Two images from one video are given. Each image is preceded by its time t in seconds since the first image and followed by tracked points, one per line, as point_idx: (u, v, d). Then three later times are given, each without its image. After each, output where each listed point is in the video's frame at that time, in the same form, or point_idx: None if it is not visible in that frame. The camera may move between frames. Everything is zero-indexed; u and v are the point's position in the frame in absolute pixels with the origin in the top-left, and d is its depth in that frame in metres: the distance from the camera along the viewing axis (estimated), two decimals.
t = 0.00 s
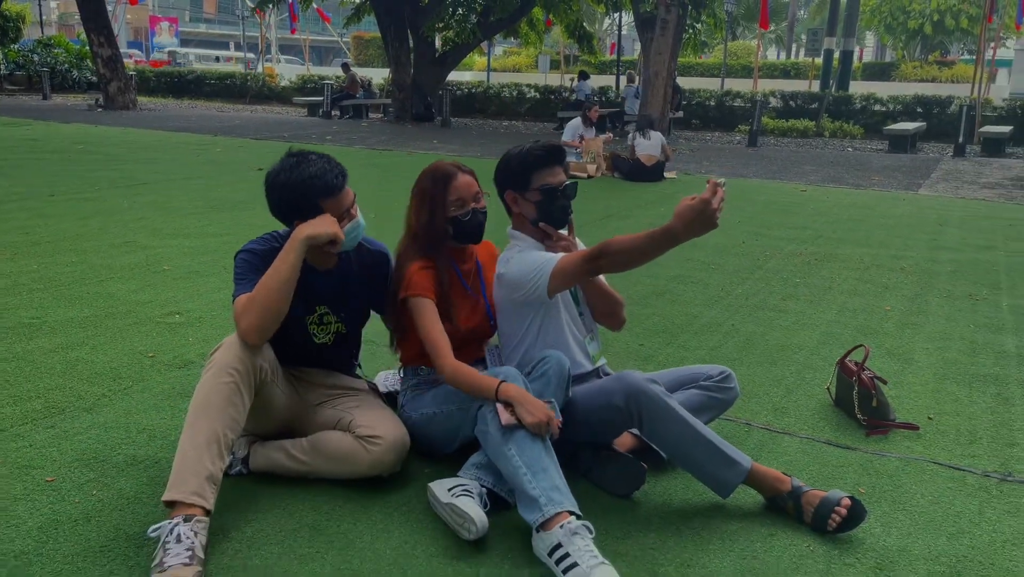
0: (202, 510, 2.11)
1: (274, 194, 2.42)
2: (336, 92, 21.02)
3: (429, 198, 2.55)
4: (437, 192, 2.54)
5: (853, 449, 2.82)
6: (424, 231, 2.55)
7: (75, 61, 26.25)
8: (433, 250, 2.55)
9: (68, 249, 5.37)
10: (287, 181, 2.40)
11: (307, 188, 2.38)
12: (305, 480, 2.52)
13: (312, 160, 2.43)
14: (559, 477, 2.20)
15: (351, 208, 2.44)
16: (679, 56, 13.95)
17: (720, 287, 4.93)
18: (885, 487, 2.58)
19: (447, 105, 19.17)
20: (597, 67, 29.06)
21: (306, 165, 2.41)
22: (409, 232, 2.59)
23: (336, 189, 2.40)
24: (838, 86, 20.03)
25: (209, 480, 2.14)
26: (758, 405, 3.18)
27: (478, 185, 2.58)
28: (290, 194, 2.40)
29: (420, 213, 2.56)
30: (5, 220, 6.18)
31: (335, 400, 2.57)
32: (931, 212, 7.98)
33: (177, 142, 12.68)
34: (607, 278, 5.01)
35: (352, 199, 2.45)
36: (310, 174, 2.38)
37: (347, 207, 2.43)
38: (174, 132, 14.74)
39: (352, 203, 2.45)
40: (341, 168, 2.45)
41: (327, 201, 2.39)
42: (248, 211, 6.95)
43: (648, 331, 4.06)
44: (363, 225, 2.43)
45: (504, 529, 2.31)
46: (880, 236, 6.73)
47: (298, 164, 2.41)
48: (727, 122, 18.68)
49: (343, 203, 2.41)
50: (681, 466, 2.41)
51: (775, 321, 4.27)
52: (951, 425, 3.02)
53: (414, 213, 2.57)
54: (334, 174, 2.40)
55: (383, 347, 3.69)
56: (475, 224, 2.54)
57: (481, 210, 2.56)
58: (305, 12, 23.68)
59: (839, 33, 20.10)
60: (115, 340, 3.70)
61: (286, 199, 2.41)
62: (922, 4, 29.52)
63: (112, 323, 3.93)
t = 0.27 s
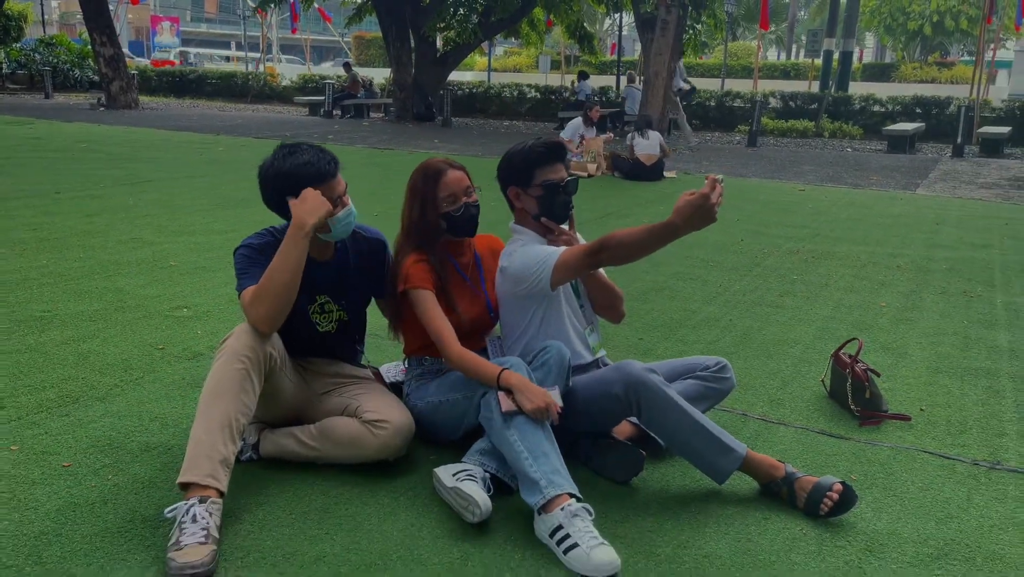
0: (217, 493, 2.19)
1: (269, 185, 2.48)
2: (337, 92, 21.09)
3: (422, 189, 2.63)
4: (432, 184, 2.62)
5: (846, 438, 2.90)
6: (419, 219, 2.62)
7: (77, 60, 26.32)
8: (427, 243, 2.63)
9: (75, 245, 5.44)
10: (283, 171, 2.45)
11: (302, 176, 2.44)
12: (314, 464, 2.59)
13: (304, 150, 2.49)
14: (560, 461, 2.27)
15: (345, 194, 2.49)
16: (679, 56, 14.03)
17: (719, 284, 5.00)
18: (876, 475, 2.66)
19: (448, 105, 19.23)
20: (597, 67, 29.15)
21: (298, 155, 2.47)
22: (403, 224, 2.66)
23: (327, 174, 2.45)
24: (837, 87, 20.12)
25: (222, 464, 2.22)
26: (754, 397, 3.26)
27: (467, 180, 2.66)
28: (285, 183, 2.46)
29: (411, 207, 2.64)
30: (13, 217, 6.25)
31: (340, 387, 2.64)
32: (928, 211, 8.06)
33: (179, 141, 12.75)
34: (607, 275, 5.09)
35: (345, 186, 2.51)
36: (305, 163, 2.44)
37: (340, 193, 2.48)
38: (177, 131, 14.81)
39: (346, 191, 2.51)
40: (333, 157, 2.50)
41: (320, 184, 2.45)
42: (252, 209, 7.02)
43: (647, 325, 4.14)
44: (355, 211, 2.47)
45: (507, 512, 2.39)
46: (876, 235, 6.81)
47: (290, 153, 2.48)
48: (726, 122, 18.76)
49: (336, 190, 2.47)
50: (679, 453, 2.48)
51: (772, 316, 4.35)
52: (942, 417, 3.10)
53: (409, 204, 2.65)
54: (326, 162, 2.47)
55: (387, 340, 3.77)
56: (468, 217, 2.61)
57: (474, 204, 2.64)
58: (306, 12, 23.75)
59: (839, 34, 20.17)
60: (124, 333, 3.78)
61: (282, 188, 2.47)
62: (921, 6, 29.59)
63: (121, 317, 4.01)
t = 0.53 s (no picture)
0: (305, 442, 2.58)
1: (353, 179, 2.85)
2: (365, 94, 21.58)
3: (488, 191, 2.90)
4: (495, 189, 2.89)
5: (848, 412, 3.25)
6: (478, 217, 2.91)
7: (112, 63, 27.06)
8: (478, 241, 2.93)
9: (140, 239, 5.90)
10: (369, 170, 2.82)
11: (384, 175, 2.81)
12: (379, 422, 2.99)
13: (388, 153, 2.86)
14: (585, 420, 2.63)
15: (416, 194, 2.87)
16: (701, 60, 14.35)
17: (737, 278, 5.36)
18: (873, 441, 3.01)
19: (474, 107, 19.65)
20: (620, 69, 29.49)
21: (384, 157, 2.85)
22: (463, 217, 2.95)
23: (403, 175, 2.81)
24: (858, 89, 20.32)
25: (307, 419, 2.62)
26: (767, 376, 3.62)
27: (526, 184, 2.94)
28: (369, 180, 2.81)
29: (474, 198, 2.92)
30: (78, 213, 6.73)
31: (401, 357, 3.03)
32: (942, 212, 8.34)
33: (217, 142, 13.25)
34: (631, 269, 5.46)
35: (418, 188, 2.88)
36: (388, 164, 2.81)
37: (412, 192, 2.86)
38: (213, 133, 15.33)
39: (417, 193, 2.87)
40: (411, 161, 2.86)
41: (399, 182, 2.81)
42: (296, 207, 7.46)
43: (669, 314, 4.51)
44: (421, 215, 2.86)
45: (549, 466, 2.76)
46: (890, 234, 7.12)
47: (376, 154, 2.86)
48: (748, 124, 19.04)
49: (411, 189, 2.84)
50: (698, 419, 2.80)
51: (786, 307, 4.70)
52: (937, 394, 3.44)
53: (472, 198, 2.93)
54: (406, 166, 2.84)
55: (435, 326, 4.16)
56: (513, 223, 2.90)
57: (524, 208, 2.91)
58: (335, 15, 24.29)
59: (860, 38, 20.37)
60: (198, 316, 4.21)
61: (364, 184, 2.83)
62: (945, 8, 29.63)
63: (193, 302, 4.44)
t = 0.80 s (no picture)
0: (313, 436, 2.66)
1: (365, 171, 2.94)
2: (366, 95, 21.68)
3: (513, 199, 2.86)
4: (520, 198, 2.86)
5: (842, 405, 3.34)
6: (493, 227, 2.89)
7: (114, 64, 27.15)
8: (500, 248, 2.92)
9: (146, 239, 5.99)
10: (375, 159, 2.90)
11: (391, 162, 2.88)
12: (384, 417, 3.07)
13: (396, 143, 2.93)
14: (584, 414, 2.71)
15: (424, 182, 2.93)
16: (701, 61, 14.44)
17: (734, 276, 5.45)
18: (865, 433, 3.09)
19: (474, 108, 19.75)
20: (620, 70, 29.57)
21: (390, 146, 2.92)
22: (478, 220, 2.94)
23: (411, 162, 2.89)
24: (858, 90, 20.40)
25: (314, 411, 2.70)
26: (763, 371, 3.70)
27: (541, 190, 2.91)
28: (376, 170, 2.90)
29: (495, 207, 2.88)
30: (84, 214, 6.83)
31: (404, 353, 3.11)
32: (938, 211, 8.43)
33: (219, 143, 13.35)
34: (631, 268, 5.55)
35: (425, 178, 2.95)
36: (393, 152, 2.88)
37: (420, 183, 2.92)
38: (216, 133, 15.42)
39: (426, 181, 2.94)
40: (420, 153, 2.93)
41: (407, 167, 2.89)
42: (300, 207, 7.55)
43: (668, 311, 4.60)
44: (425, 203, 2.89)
45: (550, 458, 2.85)
46: (886, 233, 7.21)
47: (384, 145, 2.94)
48: (747, 124, 19.13)
49: (418, 177, 2.91)
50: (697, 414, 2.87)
51: (782, 304, 4.78)
52: (928, 388, 3.52)
53: (490, 207, 2.90)
54: (414, 154, 2.92)
55: (438, 324, 4.25)
56: (530, 230, 2.89)
57: (540, 213, 2.88)
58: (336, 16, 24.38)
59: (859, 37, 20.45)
60: (206, 314, 4.30)
61: (374, 175, 2.92)
62: (944, 7, 29.68)
63: (201, 300, 4.53)
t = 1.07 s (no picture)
0: (318, 432, 2.74)
1: (372, 172, 3.04)
2: (364, 96, 21.75)
3: (531, 201, 2.91)
4: (538, 201, 2.91)
5: (834, 402, 3.41)
6: (516, 228, 2.93)
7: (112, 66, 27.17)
8: (516, 251, 2.95)
9: (149, 241, 6.06)
10: (379, 157, 3.00)
11: (395, 159, 2.98)
12: (387, 414, 3.13)
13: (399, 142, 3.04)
14: (584, 410, 2.78)
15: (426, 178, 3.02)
16: (697, 62, 14.52)
17: (729, 275, 5.53)
18: (856, 430, 3.17)
19: (472, 108, 19.82)
20: (617, 70, 29.65)
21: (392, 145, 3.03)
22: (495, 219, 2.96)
23: (415, 160, 2.99)
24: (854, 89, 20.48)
25: (319, 409, 2.77)
26: (757, 370, 3.78)
27: (557, 196, 2.97)
28: (381, 167, 2.99)
29: (519, 208, 2.92)
30: (87, 215, 6.90)
31: (405, 350, 3.17)
32: (933, 211, 8.50)
33: (218, 144, 13.41)
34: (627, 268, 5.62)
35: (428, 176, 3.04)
36: (397, 149, 2.99)
37: (423, 179, 3.01)
38: (215, 135, 15.49)
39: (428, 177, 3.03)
40: (423, 152, 3.02)
41: (411, 163, 2.98)
42: (300, 209, 7.62)
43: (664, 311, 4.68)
44: (427, 195, 2.98)
45: (549, 454, 2.92)
46: (880, 233, 7.28)
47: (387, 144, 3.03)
48: (744, 125, 19.21)
49: (419, 174, 2.99)
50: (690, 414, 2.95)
51: (776, 304, 4.86)
52: (918, 386, 3.60)
53: (515, 209, 2.92)
54: (416, 151, 3.00)
55: (438, 324, 4.33)
56: (550, 233, 2.97)
57: (555, 218, 2.97)
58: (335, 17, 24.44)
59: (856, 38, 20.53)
60: (209, 314, 4.37)
61: (379, 173, 3.01)
62: (940, 8, 29.77)
63: (205, 301, 4.61)
